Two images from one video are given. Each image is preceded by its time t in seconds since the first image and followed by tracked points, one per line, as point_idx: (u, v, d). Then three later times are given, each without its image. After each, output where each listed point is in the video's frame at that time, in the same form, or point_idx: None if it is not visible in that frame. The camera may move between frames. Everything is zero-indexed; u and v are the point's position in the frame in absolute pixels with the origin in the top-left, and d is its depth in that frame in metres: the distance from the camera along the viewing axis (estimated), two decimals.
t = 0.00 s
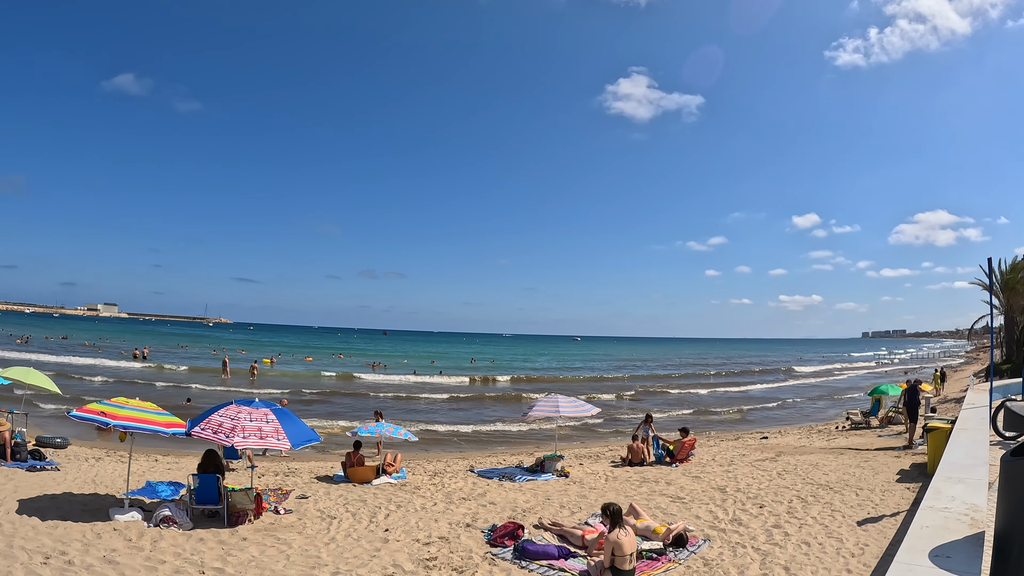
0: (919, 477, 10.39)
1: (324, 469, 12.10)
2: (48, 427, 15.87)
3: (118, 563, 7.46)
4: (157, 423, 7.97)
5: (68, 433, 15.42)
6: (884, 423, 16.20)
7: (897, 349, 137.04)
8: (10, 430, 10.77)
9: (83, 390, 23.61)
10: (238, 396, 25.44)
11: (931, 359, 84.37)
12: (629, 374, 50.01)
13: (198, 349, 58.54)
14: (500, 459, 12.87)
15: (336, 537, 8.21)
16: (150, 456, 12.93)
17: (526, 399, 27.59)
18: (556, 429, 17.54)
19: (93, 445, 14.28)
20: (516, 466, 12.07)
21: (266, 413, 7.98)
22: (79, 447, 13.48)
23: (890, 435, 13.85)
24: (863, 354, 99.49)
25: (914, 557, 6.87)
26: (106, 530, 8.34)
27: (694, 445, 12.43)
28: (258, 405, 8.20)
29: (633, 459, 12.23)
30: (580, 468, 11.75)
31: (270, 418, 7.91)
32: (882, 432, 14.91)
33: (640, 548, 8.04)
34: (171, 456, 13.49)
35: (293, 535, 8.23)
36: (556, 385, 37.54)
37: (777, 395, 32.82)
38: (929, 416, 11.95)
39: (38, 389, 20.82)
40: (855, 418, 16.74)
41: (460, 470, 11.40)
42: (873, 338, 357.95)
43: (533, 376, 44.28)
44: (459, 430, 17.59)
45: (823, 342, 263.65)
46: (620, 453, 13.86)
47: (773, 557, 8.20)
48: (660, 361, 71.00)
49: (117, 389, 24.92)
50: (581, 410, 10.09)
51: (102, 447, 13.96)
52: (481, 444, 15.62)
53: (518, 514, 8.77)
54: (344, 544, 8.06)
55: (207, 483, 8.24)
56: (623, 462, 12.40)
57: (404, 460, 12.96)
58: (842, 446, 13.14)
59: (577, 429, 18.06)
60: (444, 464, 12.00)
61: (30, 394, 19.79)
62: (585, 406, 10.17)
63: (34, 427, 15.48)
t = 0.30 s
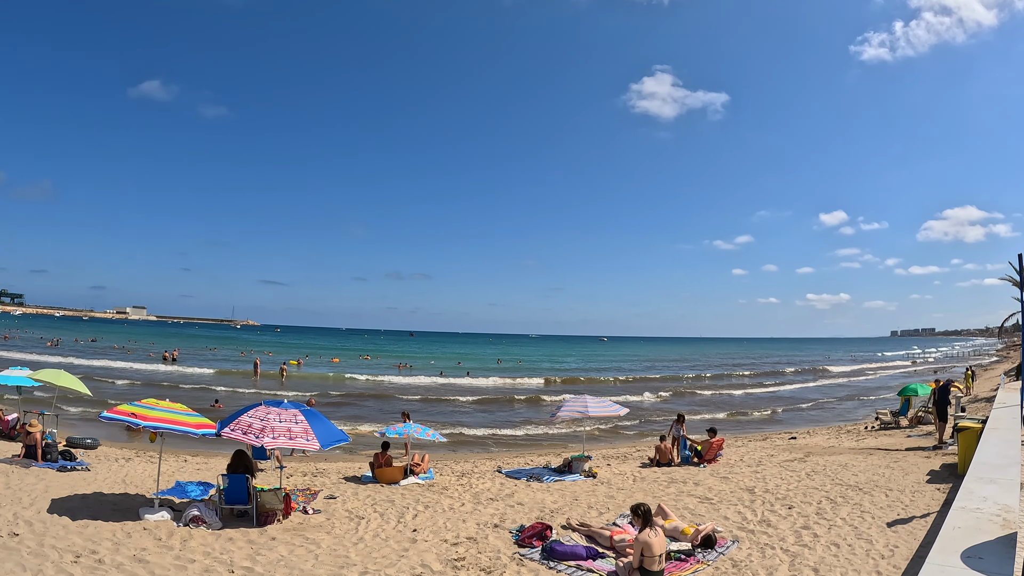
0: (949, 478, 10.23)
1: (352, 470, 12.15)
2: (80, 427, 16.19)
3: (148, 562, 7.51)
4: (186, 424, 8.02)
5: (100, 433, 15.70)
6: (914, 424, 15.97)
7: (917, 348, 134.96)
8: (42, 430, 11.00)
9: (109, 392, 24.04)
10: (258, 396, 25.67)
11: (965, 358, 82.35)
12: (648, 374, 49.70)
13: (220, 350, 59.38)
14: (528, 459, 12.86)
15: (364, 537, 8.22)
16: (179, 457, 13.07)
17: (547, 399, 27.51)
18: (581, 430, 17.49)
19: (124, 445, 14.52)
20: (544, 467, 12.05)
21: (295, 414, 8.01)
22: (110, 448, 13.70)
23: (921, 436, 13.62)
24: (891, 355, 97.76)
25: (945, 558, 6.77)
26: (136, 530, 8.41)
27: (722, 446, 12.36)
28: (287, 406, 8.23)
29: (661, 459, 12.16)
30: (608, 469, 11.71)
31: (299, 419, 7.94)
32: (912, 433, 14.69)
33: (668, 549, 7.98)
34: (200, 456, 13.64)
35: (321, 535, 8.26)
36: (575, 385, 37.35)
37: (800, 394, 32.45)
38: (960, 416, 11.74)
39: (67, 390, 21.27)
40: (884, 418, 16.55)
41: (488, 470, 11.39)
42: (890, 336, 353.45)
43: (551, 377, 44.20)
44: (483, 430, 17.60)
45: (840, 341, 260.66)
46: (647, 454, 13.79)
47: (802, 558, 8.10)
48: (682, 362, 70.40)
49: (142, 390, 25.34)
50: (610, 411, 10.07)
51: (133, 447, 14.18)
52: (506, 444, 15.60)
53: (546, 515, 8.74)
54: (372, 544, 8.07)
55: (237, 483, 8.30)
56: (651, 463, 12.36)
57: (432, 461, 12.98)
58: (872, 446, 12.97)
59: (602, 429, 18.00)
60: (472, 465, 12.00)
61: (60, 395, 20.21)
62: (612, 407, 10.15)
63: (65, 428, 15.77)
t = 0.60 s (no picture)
0: (986, 478, 10.04)
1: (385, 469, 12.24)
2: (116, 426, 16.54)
3: (184, 560, 7.58)
4: (222, 425, 8.11)
5: (135, 433, 16.02)
6: (949, 423, 15.75)
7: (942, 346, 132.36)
8: (79, 431, 11.23)
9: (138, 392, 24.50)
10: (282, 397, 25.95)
11: (1003, 356, 79.80)
12: (671, 373, 49.22)
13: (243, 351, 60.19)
14: (560, 459, 12.87)
15: (397, 536, 8.25)
16: (213, 456, 13.25)
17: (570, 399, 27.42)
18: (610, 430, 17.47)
19: (159, 444, 14.80)
20: (577, 467, 12.06)
21: (329, 415, 8.06)
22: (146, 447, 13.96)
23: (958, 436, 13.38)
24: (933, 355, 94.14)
25: (983, 559, 6.65)
26: (172, 528, 8.51)
27: (755, 446, 12.30)
28: (321, 407, 8.28)
29: (693, 459, 12.09)
30: (641, 469, 11.71)
31: (333, 419, 7.99)
32: (948, 433, 14.47)
33: (703, 549, 7.92)
34: (234, 456, 13.83)
35: (355, 534, 8.30)
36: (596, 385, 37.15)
37: (829, 394, 31.97)
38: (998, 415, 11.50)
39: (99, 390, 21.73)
40: (919, 417, 16.31)
41: (521, 470, 11.42)
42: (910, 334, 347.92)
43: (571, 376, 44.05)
44: (510, 430, 17.62)
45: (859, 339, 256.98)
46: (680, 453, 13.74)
47: (836, 560, 7.98)
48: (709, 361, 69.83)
49: (169, 391, 25.78)
50: (642, 411, 10.08)
51: (168, 447, 14.46)
52: (535, 444, 15.61)
53: (579, 514, 8.73)
54: (406, 543, 8.09)
55: (272, 483, 8.38)
56: (683, 462, 12.29)
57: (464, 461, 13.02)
58: (908, 447, 12.77)
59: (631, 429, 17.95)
60: (504, 465, 12.02)
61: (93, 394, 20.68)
62: (645, 407, 10.16)
63: (101, 427, 16.12)
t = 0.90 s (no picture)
0: None
1: (418, 468, 12.34)
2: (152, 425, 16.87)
3: (222, 557, 7.67)
4: (260, 424, 8.21)
5: (170, 432, 16.34)
6: (987, 422, 15.62)
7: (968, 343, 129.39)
8: (116, 431, 11.45)
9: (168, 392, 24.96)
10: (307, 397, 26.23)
11: None
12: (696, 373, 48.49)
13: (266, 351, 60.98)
14: (594, 458, 12.89)
15: (433, 535, 8.29)
16: (249, 455, 13.44)
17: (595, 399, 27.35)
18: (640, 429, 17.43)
19: (194, 443, 15.09)
20: (612, 466, 12.07)
21: (365, 413, 8.13)
22: (182, 446, 14.24)
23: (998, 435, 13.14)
24: (1000, 354, 87.11)
25: None
26: (209, 525, 8.63)
27: (790, 445, 12.26)
28: (356, 406, 8.35)
29: (728, 457, 12.04)
30: (677, 468, 11.72)
31: (369, 418, 8.05)
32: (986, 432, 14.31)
33: (738, 548, 7.86)
34: (269, 455, 14.03)
35: (391, 532, 8.36)
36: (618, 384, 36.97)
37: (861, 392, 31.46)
38: None
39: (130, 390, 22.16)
40: (956, 416, 16.09)
41: (555, 469, 11.46)
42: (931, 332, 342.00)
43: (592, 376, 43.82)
44: (539, 429, 17.61)
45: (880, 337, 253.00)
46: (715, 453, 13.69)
47: (873, 560, 7.87)
48: (732, 360, 69.02)
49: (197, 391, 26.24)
50: (677, 409, 10.09)
51: (205, 446, 14.73)
52: (565, 443, 15.62)
53: (614, 513, 8.73)
54: (441, 541, 8.13)
55: (308, 481, 8.47)
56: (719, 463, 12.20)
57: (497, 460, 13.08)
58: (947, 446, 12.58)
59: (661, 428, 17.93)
60: (539, 464, 12.07)
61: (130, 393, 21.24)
62: (680, 405, 10.18)
63: (136, 426, 16.46)
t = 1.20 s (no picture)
0: None
1: (454, 467, 12.46)
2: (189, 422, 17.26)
3: (262, 554, 7.78)
4: (299, 423, 8.34)
5: (207, 430, 16.68)
6: None
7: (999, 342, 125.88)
8: (155, 429, 11.68)
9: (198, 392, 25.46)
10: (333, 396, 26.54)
11: None
12: (723, 372, 47.73)
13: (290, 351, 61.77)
14: (631, 457, 12.95)
15: (471, 533, 8.36)
16: (286, 453, 13.66)
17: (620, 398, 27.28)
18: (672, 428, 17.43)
19: (233, 440, 15.43)
20: (648, 464, 12.11)
21: (404, 412, 8.22)
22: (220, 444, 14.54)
23: None
24: None
25: None
26: (248, 522, 8.77)
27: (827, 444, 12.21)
28: (395, 405, 8.44)
29: (767, 456, 11.99)
30: (714, 466, 11.73)
31: (408, 417, 8.14)
32: None
33: (776, 548, 7.82)
34: (307, 452, 14.28)
35: (429, 530, 8.44)
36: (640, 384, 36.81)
37: (893, 391, 30.95)
38: None
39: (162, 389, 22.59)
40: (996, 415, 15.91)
41: (592, 468, 11.51)
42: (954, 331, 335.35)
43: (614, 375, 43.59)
44: (570, 429, 17.63)
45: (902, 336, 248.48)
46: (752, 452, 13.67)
47: (912, 561, 7.77)
48: (758, 359, 68.11)
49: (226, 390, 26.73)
50: (714, 407, 10.11)
51: (243, 444, 15.05)
52: (597, 442, 15.65)
53: (651, 512, 8.74)
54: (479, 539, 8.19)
55: (347, 479, 8.59)
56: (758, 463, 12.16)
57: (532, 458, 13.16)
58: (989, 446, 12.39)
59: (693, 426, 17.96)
60: (575, 463, 12.13)
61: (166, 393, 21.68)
62: (717, 403, 10.20)
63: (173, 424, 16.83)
